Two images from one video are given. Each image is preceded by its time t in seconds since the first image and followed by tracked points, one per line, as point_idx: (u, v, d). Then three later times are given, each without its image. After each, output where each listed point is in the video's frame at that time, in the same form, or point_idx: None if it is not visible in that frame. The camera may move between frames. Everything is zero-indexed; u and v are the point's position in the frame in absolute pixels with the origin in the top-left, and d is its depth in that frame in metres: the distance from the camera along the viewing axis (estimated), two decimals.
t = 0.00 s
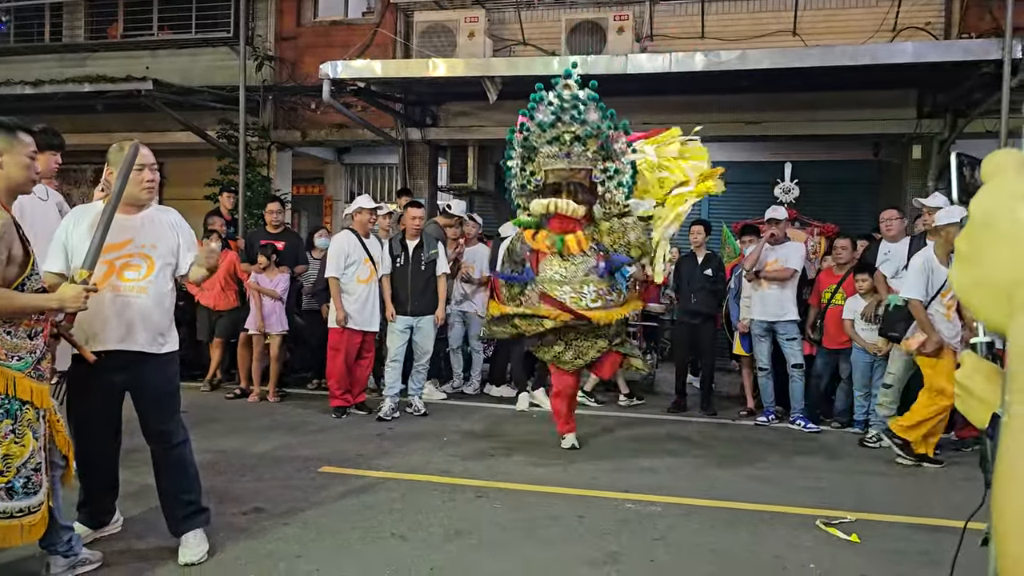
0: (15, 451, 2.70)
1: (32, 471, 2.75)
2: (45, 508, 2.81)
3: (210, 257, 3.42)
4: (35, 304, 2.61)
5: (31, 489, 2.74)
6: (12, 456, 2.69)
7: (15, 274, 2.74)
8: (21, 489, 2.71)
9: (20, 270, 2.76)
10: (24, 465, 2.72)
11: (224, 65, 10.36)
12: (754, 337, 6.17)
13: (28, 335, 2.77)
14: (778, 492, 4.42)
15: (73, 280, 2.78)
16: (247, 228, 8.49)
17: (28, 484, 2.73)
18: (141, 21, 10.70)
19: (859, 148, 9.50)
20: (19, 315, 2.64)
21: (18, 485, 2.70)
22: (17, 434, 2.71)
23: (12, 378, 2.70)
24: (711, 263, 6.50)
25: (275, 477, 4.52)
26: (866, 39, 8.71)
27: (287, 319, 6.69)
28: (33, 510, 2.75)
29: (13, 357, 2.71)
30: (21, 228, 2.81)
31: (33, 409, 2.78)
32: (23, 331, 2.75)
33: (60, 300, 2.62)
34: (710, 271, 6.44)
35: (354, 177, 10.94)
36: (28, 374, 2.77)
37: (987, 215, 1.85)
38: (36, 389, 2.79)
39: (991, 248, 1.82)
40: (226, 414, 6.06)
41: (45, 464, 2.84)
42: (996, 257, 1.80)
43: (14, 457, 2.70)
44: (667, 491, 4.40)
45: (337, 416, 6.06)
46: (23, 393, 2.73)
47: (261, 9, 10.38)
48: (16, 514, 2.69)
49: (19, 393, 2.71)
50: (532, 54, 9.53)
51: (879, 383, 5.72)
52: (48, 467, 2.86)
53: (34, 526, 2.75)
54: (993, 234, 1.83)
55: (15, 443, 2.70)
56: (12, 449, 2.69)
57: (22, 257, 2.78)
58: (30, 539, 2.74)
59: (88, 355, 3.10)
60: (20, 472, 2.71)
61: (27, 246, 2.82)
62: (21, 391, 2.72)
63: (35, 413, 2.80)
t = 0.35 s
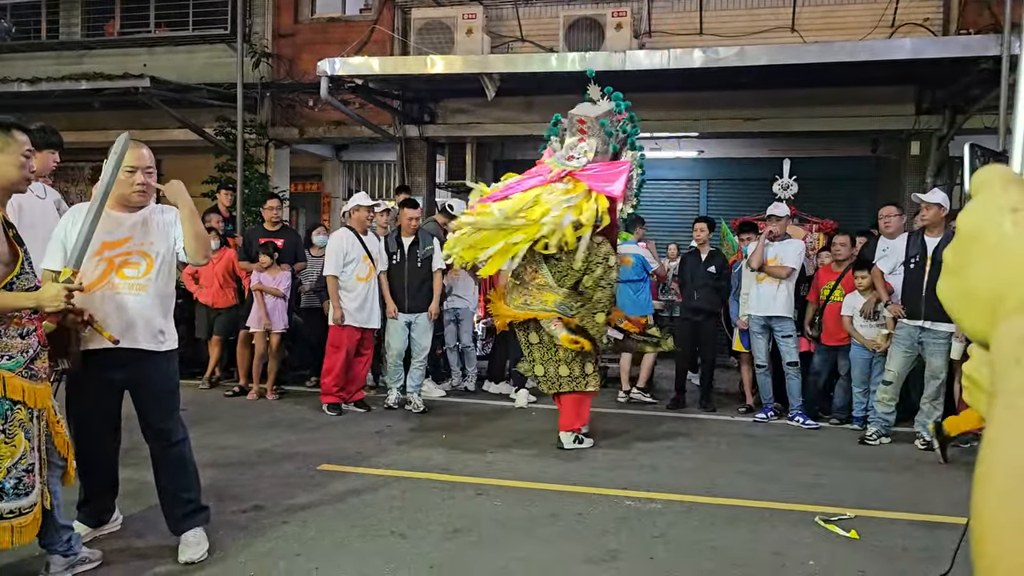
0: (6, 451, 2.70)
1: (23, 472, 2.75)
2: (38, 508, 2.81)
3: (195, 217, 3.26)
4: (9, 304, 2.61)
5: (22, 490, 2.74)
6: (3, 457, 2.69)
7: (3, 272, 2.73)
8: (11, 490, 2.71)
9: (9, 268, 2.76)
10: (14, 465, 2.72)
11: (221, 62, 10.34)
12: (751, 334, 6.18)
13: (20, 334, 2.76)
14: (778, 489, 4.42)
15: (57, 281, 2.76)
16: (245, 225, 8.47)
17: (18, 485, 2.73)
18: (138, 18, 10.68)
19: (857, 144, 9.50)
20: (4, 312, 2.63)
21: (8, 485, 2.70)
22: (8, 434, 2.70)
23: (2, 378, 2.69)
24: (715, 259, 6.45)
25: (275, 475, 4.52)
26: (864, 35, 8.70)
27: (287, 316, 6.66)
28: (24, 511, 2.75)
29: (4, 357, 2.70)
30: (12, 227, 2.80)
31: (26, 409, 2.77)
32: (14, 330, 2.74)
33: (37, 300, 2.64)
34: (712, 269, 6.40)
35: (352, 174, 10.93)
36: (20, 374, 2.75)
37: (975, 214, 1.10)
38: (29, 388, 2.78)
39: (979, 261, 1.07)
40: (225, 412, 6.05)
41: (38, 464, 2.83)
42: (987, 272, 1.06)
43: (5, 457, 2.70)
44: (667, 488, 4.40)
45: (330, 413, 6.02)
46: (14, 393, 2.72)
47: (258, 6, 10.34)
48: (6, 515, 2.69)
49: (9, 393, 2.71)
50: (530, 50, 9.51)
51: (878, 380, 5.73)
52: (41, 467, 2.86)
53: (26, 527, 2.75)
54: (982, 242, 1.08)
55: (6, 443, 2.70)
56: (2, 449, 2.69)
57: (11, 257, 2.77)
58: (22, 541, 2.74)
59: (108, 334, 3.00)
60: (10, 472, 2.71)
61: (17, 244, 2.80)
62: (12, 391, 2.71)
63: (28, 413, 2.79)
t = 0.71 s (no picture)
0: (9, 450, 2.71)
1: (26, 471, 2.76)
2: (40, 507, 2.82)
3: (186, 216, 3.22)
4: (11, 303, 2.60)
5: (25, 489, 2.75)
6: (6, 456, 2.70)
7: (8, 272, 2.73)
8: (14, 489, 2.72)
9: (14, 266, 2.76)
10: (18, 464, 2.73)
11: (222, 60, 10.33)
12: (753, 333, 6.19)
13: (25, 333, 2.77)
14: (779, 487, 4.43)
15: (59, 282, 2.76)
16: (246, 223, 8.47)
17: (21, 484, 2.74)
18: (139, 16, 10.67)
19: (858, 142, 9.51)
20: (4, 313, 2.63)
21: (11, 484, 2.71)
22: (12, 433, 2.72)
23: (6, 377, 2.70)
24: (721, 259, 6.47)
25: (276, 473, 4.53)
26: (865, 34, 8.70)
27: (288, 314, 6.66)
28: (26, 510, 2.76)
29: (8, 356, 2.71)
30: (17, 226, 2.80)
31: (30, 408, 2.78)
32: (20, 329, 2.74)
33: (34, 301, 2.64)
34: (719, 268, 6.43)
35: (353, 172, 10.92)
36: (25, 373, 2.76)
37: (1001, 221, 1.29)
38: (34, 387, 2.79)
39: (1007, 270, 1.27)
40: (226, 411, 6.06)
41: (41, 462, 2.84)
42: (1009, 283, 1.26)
43: (8, 456, 2.70)
44: (668, 487, 4.41)
45: (329, 412, 6.02)
46: (19, 392, 2.73)
47: (259, 4, 10.33)
48: (9, 513, 2.70)
49: (13, 392, 2.71)
50: (531, 49, 9.52)
51: (879, 379, 5.74)
52: (45, 465, 2.86)
53: (28, 526, 2.76)
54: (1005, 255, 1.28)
55: (10, 442, 2.71)
56: (6, 448, 2.70)
57: (16, 256, 2.78)
58: (24, 540, 2.75)
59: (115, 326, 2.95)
60: (14, 471, 2.72)
61: (22, 243, 2.80)
62: (16, 390, 2.72)
63: (32, 412, 2.80)
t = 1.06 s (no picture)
0: (19, 446, 2.71)
1: (37, 467, 2.76)
2: (50, 502, 2.82)
3: (176, 208, 3.26)
4: (38, 297, 2.61)
5: (36, 485, 2.75)
6: (16, 452, 2.70)
7: (20, 267, 2.74)
8: (24, 485, 2.71)
9: (26, 262, 2.76)
10: (28, 460, 2.73)
11: (224, 58, 10.32)
12: (755, 331, 6.18)
13: (36, 330, 2.78)
14: (781, 486, 4.42)
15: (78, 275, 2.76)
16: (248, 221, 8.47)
17: (32, 479, 2.74)
18: (142, 14, 10.67)
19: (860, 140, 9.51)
20: (15, 309, 2.62)
21: (22, 480, 2.71)
22: (22, 429, 2.72)
23: (18, 373, 2.70)
24: (725, 256, 6.44)
25: (278, 471, 4.53)
26: (868, 32, 8.68)
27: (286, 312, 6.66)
28: (36, 505, 2.76)
29: (18, 353, 2.71)
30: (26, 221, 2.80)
31: (39, 404, 2.78)
32: (30, 326, 2.76)
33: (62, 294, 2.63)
34: (722, 265, 6.41)
35: (355, 170, 10.91)
36: (35, 369, 2.76)
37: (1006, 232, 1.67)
38: (43, 384, 2.80)
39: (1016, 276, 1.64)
40: (228, 408, 6.06)
41: (50, 458, 2.84)
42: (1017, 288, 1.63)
43: (19, 452, 2.71)
44: (670, 485, 4.41)
45: (330, 409, 6.02)
46: (29, 389, 2.74)
47: (261, 1, 10.33)
48: (20, 508, 2.70)
49: (24, 388, 2.72)
50: (533, 47, 9.51)
51: (881, 377, 5.73)
52: (53, 462, 2.87)
53: (38, 522, 2.76)
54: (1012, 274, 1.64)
55: (20, 438, 2.71)
56: (16, 444, 2.70)
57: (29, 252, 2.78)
58: (34, 535, 2.74)
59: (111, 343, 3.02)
60: (24, 467, 2.72)
61: (31, 239, 2.80)
62: (27, 387, 2.73)
63: (41, 408, 2.81)
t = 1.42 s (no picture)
0: (33, 445, 2.73)
1: (49, 464, 2.78)
2: (61, 500, 2.84)
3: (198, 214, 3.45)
4: (71, 294, 2.65)
5: (48, 482, 2.77)
6: (30, 450, 2.72)
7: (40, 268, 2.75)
8: (38, 482, 2.73)
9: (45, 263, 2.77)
10: (41, 458, 2.75)
11: (230, 57, 10.35)
12: (760, 330, 6.18)
13: (49, 329, 2.81)
14: (786, 485, 4.42)
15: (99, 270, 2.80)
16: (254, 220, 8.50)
17: (45, 477, 2.76)
18: (148, 14, 10.71)
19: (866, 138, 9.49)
20: (49, 307, 2.64)
21: (36, 478, 2.72)
22: (36, 428, 2.74)
23: (33, 372, 2.72)
24: (728, 255, 6.44)
25: (284, 470, 4.55)
26: (874, 29, 8.66)
27: (291, 312, 6.68)
28: (49, 502, 2.77)
29: (34, 351, 2.74)
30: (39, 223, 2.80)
31: (51, 403, 2.80)
32: (44, 326, 2.78)
33: (91, 290, 2.68)
34: (725, 265, 6.40)
35: (361, 170, 10.92)
36: (48, 369, 2.79)
37: None
38: (55, 383, 2.82)
39: None
40: (235, 408, 6.08)
41: (61, 457, 2.86)
42: None
43: (32, 450, 2.72)
44: (675, 484, 4.41)
45: (334, 409, 6.06)
46: (43, 388, 2.76)
47: (267, 1, 10.35)
48: (33, 506, 2.71)
49: (38, 387, 2.74)
50: (538, 46, 9.51)
51: (887, 376, 5.71)
52: (63, 460, 2.88)
53: (49, 520, 2.77)
54: None
55: (34, 437, 2.73)
56: (30, 443, 2.72)
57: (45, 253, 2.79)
58: (46, 533, 2.76)
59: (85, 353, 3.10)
60: (38, 465, 2.74)
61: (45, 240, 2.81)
62: (41, 386, 2.75)
63: (52, 407, 2.82)
